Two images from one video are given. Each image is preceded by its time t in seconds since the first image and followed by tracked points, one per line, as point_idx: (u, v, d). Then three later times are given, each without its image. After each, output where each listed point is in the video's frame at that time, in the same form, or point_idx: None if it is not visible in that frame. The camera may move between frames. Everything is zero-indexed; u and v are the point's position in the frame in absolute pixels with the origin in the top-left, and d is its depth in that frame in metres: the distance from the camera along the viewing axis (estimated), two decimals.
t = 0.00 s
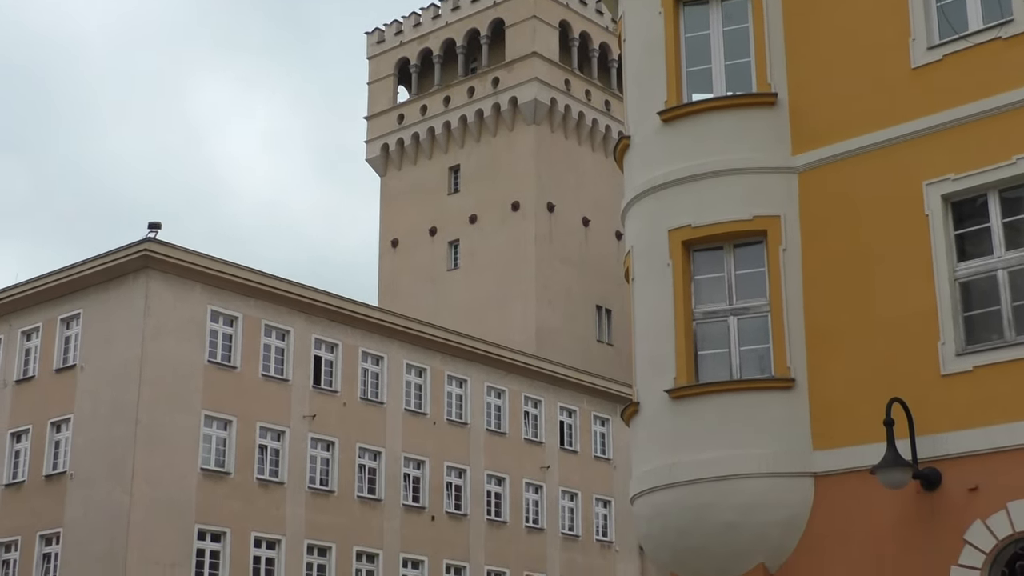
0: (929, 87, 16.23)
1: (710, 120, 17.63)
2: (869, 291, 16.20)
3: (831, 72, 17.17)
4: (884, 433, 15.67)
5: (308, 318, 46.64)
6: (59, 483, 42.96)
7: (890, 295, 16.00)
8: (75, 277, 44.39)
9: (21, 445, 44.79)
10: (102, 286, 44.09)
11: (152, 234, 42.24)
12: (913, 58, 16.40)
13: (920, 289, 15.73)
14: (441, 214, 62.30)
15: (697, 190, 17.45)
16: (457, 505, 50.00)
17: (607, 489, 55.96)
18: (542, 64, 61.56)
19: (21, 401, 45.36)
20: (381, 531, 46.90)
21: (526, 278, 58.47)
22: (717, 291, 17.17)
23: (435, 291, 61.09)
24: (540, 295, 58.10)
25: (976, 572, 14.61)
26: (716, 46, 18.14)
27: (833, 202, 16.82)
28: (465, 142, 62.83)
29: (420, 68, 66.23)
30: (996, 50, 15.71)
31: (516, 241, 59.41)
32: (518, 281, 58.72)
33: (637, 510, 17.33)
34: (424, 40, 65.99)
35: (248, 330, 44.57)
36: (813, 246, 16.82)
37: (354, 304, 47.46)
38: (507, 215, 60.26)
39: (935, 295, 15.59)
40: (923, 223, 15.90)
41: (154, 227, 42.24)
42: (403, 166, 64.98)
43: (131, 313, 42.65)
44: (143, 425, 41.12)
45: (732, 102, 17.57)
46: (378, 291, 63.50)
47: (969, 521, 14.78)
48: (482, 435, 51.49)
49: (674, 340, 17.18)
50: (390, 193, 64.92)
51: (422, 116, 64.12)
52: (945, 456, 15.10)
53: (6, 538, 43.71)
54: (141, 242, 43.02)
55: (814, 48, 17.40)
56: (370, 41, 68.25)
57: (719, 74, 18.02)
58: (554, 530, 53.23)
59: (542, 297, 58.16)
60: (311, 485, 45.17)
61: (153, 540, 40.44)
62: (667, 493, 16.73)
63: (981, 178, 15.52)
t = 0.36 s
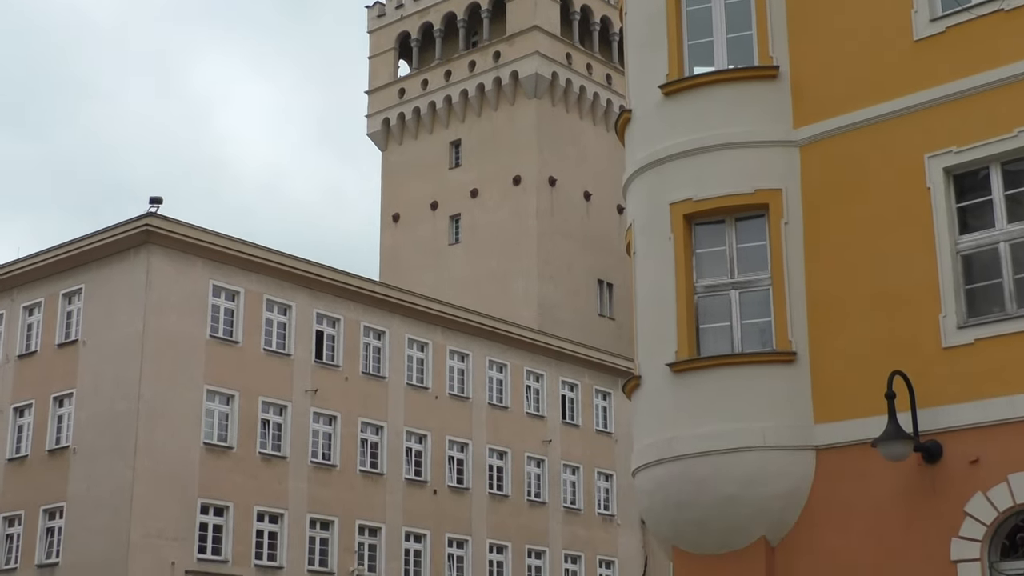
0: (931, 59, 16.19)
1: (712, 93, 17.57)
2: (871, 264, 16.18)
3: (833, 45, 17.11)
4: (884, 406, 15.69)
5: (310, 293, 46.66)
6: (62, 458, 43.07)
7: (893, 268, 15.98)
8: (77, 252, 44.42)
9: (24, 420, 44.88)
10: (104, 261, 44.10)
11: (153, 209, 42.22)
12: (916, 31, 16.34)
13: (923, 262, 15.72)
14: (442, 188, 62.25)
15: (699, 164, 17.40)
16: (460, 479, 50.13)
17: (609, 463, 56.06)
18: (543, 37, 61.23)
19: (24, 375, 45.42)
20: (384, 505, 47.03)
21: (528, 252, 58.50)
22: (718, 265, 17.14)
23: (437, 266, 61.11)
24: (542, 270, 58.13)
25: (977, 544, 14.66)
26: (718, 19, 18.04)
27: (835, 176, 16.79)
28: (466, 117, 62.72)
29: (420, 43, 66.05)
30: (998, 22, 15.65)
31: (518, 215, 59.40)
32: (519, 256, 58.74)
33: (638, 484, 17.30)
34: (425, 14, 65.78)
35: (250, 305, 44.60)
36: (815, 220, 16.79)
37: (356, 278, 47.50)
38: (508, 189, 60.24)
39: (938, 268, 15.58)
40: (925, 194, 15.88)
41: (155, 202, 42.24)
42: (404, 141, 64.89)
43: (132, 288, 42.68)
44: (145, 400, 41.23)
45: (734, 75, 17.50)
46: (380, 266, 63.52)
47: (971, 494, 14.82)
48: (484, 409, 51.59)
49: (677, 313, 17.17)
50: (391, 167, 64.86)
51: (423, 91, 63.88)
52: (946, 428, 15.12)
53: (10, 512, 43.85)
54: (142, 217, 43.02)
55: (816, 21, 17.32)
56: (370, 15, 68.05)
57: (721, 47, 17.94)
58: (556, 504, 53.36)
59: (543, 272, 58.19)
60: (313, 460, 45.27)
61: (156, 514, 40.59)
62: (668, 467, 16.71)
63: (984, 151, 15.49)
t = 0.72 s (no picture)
0: (935, 32, 16.13)
1: (715, 65, 17.50)
2: (872, 237, 16.15)
3: (836, 17, 17.03)
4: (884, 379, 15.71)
5: (311, 264, 46.66)
6: (63, 428, 43.18)
7: (894, 241, 15.96)
8: (79, 222, 44.41)
9: (26, 389, 44.97)
10: (105, 231, 44.10)
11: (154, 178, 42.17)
12: (920, 3, 16.28)
13: (924, 236, 15.70)
14: (444, 160, 62.16)
15: (701, 137, 17.35)
16: (460, 451, 50.24)
17: (609, 434, 56.17)
18: (546, 9, 60.72)
19: (25, 345, 45.48)
20: (384, 477, 47.15)
21: (529, 224, 58.49)
22: (719, 237, 17.12)
23: (439, 237, 61.11)
24: (543, 243, 58.13)
25: (976, 516, 14.71)
26: None
27: (837, 149, 16.73)
28: (467, 89, 62.54)
29: (422, 14, 65.75)
30: None
31: (520, 187, 59.35)
32: (521, 228, 58.73)
33: (639, 456, 17.30)
34: None
35: (251, 276, 44.61)
36: (817, 193, 16.74)
37: (357, 250, 47.47)
38: (510, 161, 60.16)
39: (939, 242, 15.57)
40: (926, 167, 15.86)
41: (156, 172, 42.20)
42: (405, 113, 64.72)
43: (133, 258, 42.67)
44: (146, 370, 41.33)
45: (737, 48, 17.43)
46: (381, 237, 63.51)
47: (970, 467, 14.85)
48: (485, 381, 51.66)
49: (678, 286, 17.17)
50: (392, 138, 64.73)
51: (425, 62, 63.53)
52: (945, 401, 15.14)
53: (12, 482, 44.00)
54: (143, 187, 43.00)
55: None
56: None
57: (724, 18, 17.85)
58: (556, 476, 53.47)
59: (545, 245, 58.19)
60: (314, 431, 45.36)
61: (157, 485, 40.73)
62: (668, 439, 16.71)
63: (986, 124, 15.46)
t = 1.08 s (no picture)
0: (939, 4, 16.07)
1: (717, 38, 17.44)
2: (874, 211, 16.13)
3: None
4: (885, 352, 15.73)
5: (312, 238, 46.64)
6: (66, 401, 43.27)
7: (896, 214, 15.94)
8: (79, 196, 44.36)
9: (28, 362, 45.03)
10: (106, 205, 44.07)
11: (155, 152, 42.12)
12: None
13: (926, 210, 15.69)
14: (445, 134, 62.05)
15: (703, 110, 17.30)
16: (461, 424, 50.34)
17: (610, 408, 56.26)
18: None
19: (26, 318, 45.52)
20: (386, 450, 47.26)
21: (530, 198, 58.46)
22: (721, 210, 17.11)
23: (440, 211, 61.09)
24: (545, 217, 58.11)
25: (975, 489, 14.74)
26: None
27: (839, 122, 16.68)
28: (469, 62, 62.34)
29: None
30: None
31: (521, 160, 59.27)
32: (522, 202, 58.69)
33: (640, 430, 17.32)
34: None
35: (253, 250, 44.62)
36: (819, 166, 16.70)
37: (358, 224, 47.45)
38: (511, 135, 60.06)
39: (941, 215, 15.55)
40: (929, 140, 15.83)
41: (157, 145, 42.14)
42: (406, 86, 64.55)
43: (134, 231, 42.66)
44: (148, 344, 41.40)
45: (739, 20, 17.37)
46: (383, 210, 63.46)
47: (970, 439, 14.88)
48: (486, 355, 51.72)
49: (679, 259, 17.15)
50: (393, 112, 64.58)
51: (426, 35, 63.31)
52: (946, 375, 15.16)
53: (15, 454, 44.12)
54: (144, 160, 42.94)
55: None
56: None
57: None
58: (557, 449, 53.61)
59: (546, 219, 58.18)
60: (315, 404, 45.44)
61: (159, 458, 40.85)
62: (669, 413, 16.72)
63: (989, 97, 15.43)
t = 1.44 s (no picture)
0: None
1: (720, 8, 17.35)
2: (876, 181, 16.11)
3: None
4: (886, 322, 15.74)
5: (314, 209, 46.61)
6: (68, 371, 43.35)
7: (898, 185, 15.92)
8: (81, 166, 44.34)
9: (30, 332, 45.09)
10: (107, 175, 44.05)
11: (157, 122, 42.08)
12: None
13: (928, 180, 15.67)
14: (447, 104, 61.91)
15: (706, 81, 17.24)
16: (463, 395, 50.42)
17: (612, 379, 56.34)
18: None
19: (28, 288, 45.54)
20: (387, 421, 47.36)
21: (532, 169, 58.40)
22: (723, 181, 17.08)
23: (442, 181, 61.03)
24: (546, 189, 58.04)
25: (976, 459, 14.79)
26: None
27: (841, 92, 16.63)
28: (470, 32, 62.13)
29: None
30: None
31: (524, 131, 59.15)
32: (524, 173, 58.62)
33: (641, 400, 17.31)
34: None
35: (254, 221, 44.62)
36: (822, 136, 16.66)
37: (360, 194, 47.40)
38: (513, 105, 59.91)
39: (943, 186, 15.54)
40: (932, 111, 15.79)
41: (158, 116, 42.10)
42: (408, 56, 64.36)
43: (135, 202, 42.66)
44: (150, 314, 41.45)
45: None
46: (385, 181, 63.35)
47: (971, 410, 14.91)
48: (488, 326, 51.75)
49: (681, 230, 17.13)
50: (395, 83, 64.40)
51: (427, 6, 63.08)
52: (947, 346, 15.18)
53: (18, 424, 44.22)
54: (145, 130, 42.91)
55: None
56: None
57: None
58: (558, 420, 53.71)
59: (548, 191, 58.12)
60: (317, 375, 45.50)
61: (161, 428, 40.96)
62: (670, 384, 16.71)
63: (992, 68, 15.41)
